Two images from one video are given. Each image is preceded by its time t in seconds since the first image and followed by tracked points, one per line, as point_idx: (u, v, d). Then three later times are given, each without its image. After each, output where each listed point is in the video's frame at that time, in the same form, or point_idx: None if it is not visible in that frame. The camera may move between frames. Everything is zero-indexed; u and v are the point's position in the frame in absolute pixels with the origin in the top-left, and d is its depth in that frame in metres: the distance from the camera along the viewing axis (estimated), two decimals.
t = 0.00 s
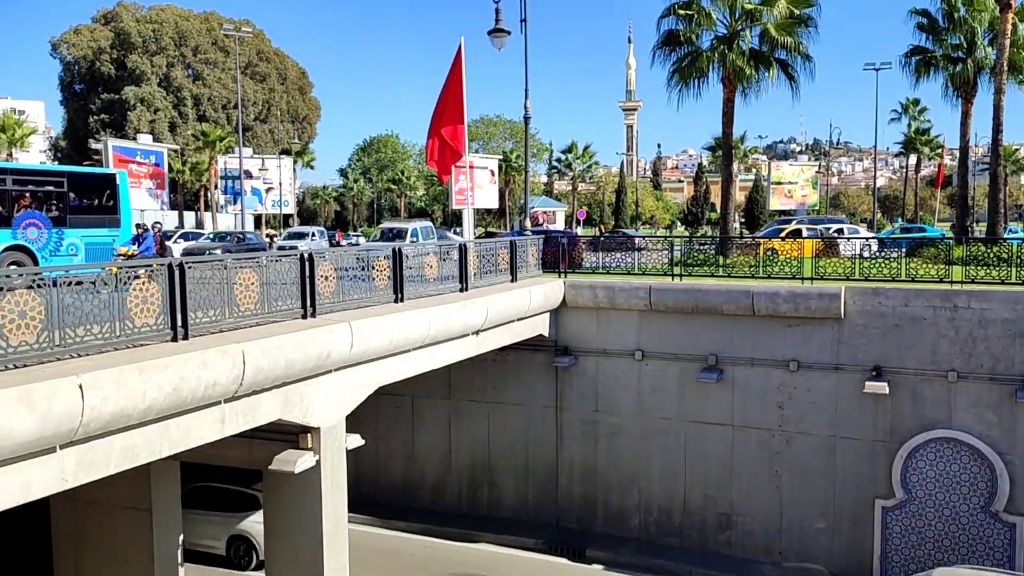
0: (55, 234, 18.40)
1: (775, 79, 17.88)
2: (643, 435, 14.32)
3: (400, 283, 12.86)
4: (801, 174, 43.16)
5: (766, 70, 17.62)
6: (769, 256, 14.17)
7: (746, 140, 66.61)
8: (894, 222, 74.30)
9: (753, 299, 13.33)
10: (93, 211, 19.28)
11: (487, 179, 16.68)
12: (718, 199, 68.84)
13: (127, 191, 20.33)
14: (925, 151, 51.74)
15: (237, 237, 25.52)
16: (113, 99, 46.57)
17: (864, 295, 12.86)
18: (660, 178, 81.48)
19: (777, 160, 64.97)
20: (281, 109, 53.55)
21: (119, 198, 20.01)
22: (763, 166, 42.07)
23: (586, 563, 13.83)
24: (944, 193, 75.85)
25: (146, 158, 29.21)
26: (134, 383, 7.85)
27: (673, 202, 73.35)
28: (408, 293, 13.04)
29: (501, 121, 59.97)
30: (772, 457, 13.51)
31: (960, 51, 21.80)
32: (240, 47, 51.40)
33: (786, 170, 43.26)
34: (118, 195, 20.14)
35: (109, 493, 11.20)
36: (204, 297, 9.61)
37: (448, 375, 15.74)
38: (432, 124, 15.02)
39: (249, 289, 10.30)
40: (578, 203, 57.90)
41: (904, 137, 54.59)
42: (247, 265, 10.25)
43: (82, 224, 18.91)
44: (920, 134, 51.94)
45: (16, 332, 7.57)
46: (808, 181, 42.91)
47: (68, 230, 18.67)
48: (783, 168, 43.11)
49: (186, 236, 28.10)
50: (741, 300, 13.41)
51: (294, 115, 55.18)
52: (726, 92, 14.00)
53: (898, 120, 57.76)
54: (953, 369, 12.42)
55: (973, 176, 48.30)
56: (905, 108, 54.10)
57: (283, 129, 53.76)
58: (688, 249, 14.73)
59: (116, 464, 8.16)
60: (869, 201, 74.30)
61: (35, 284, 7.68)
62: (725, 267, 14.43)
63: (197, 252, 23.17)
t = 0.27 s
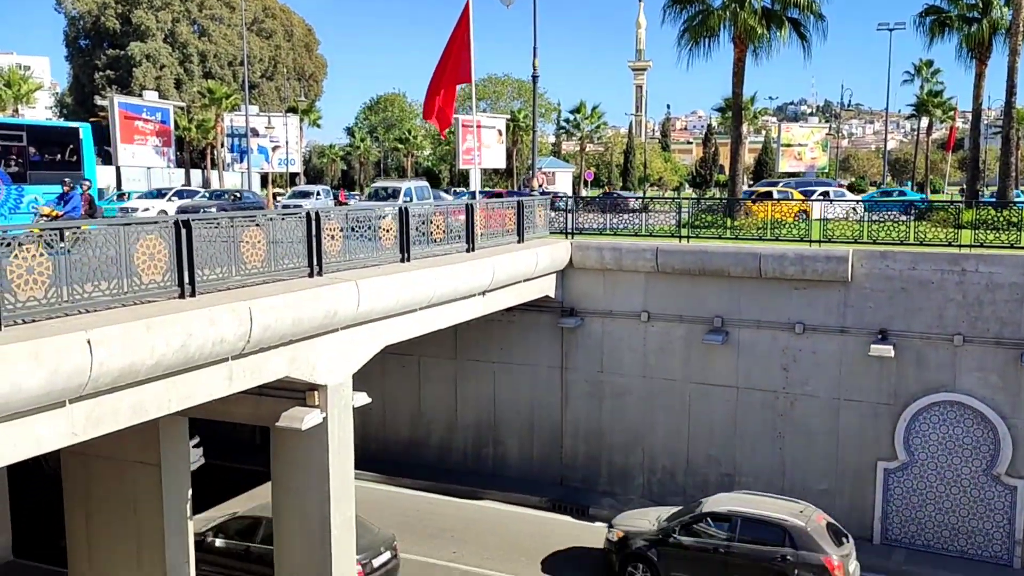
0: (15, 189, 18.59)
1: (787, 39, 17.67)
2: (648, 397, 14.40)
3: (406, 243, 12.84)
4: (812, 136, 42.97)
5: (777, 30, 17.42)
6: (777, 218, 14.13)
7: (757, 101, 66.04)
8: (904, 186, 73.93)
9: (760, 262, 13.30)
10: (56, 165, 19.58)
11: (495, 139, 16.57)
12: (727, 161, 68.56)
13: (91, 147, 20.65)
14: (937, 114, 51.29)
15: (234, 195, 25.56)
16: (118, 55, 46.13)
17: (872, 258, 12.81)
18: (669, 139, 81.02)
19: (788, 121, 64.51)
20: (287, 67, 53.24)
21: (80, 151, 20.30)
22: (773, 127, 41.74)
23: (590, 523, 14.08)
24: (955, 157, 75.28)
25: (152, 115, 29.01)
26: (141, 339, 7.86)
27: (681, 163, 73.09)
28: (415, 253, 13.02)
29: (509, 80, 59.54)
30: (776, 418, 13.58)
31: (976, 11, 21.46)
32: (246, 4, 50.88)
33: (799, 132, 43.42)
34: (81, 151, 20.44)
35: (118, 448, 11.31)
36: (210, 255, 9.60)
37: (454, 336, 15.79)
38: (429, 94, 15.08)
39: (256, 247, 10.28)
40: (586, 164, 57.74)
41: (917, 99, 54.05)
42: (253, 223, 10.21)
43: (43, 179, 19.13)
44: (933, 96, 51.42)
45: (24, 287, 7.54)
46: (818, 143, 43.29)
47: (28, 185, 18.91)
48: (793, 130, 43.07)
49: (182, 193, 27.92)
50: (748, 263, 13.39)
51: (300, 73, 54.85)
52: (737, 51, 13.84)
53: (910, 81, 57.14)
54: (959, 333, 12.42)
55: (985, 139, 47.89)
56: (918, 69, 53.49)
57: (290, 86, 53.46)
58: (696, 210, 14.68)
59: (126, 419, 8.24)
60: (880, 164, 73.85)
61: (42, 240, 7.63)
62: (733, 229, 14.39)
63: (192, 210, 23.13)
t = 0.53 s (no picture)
0: None
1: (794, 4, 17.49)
2: (650, 364, 14.46)
3: (410, 209, 12.81)
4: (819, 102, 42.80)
5: None
6: (782, 186, 14.13)
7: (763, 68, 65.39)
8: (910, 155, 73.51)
9: (764, 230, 13.26)
10: (10, 129, 15.78)
11: (499, 104, 16.34)
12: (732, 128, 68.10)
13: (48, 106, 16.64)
14: (945, 81, 50.86)
15: (224, 159, 25.13)
16: (120, 18, 45.77)
17: (876, 227, 12.78)
18: (674, 106, 80.41)
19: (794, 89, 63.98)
20: (290, 31, 52.77)
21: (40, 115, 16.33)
22: (779, 93, 41.36)
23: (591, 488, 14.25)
24: (962, 126, 74.74)
25: (154, 79, 28.85)
26: (145, 303, 7.87)
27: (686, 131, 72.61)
28: (418, 219, 13.00)
29: (514, 45, 59.00)
30: (777, 386, 13.63)
31: None
32: None
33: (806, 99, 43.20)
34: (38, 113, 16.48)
35: (122, 411, 11.38)
36: (212, 219, 9.59)
37: (456, 303, 15.82)
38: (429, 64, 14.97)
39: (258, 212, 10.26)
40: (590, 130, 57.43)
41: (925, 66, 53.53)
42: (256, 188, 10.17)
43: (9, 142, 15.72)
44: (942, 62, 50.91)
45: (28, 251, 7.57)
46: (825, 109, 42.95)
47: None
48: (800, 96, 42.89)
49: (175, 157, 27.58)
50: (752, 231, 13.34)
51: (303, 38, 54.30)
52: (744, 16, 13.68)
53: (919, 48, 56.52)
54: (962, 302, 12.42)
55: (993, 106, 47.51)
56: (927, 36, 52.90)
57: (293, 50, 53.06)
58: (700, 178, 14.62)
59: (130, 382, 8.29)
60: (886, 132, 73.47)
61: (45, 204, 7.63)
62: (737, 197, 14.39)
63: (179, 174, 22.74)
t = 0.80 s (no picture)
0: None
1: None
2: (649, 339, 14.49)
3: (410, 182, 12.77)
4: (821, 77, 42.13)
5: None
6: (783, 160, 14.07)
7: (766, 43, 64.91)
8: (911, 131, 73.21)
9: (765, 205, 13.23)
10: None
11: (499, 78, 16.21)
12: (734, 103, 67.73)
13: None
14: (948, 56, 50.54)
15: (211, 131, 24.80)
16: None
17: (877, 202, 12.75)
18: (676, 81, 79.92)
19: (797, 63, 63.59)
20: (289, 4, 52.36)
21: None
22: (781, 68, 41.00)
23: (590, 462, 14.34)
24: (965, 102, 74.36)
25: (154, 51, 28.75)
26: (145, 275, 7.86)
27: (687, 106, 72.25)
28: (419, 193, 12.96)
29: (515, 18, 58.55)
30: (777, 361, 13.67)
31: None
32: None
33: (808, 74, 42.57)
34: None
35: (123, 383, 11.41)
36: (212, 191, 9.56)
37: (457, 277, 15.83)
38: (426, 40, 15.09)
39: (258, 185, 10.23)
40: (591, 105, 57.18)
41: (930, 41, 53.15)
42: (256, 161, 10.13)
43: None
44: (946, 37, 50.53)
45: (28, 224, 7.56)
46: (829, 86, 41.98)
47: None
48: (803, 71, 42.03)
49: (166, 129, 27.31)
50: (753, 206, 13.31)
51: (303, 10, 53.84)
52: None
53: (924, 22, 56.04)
54: (962, 278, 12.41)
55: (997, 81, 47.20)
56: (932, 10, 52.47)
57: (292, 23, 52.71)
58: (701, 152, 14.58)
59: (131, 354, 8.31)
60: (887, 107, 73.12)
61: (44, 176, 7.60)
62: (738, 171, 14.40)
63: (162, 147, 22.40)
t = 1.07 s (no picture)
0: None
1: None
2: (643, 320, 14.52)
3: (404, 163, 12.71)
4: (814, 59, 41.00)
5: None
6: (778, 141, 14.03)
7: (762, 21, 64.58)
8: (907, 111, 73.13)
9: (759, 186, 13.21)
10: None
11: (494, 58, 16.15)
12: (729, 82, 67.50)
13: None
14: (944, 36, 50.37)
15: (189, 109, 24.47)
16: None
17: (871, 183, 12.73)
18: (671, 60, 79.57)
19: (792, 42, 63.33)
20: None
21: None
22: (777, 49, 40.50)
23: (584, 443, 14.40)
24: (961, 81, 74.23)
25: (144, 30, 28.36)
26: (138, 257, 7.83)
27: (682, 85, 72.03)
28: (412, 173, 12.90)
29: None
30: (770, 342, 13.71)
31: None
32: None
33: (802, 56, 41.16)
34: None
35: (117, 364, 11.39)
36: (205, 172, 9.51)
37: (451, 258, 15.81)
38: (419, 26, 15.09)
39: (250, 165, 10.17)
40: (586, 84, 56.93)
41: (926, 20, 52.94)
42: (248, 141, 10.06)
43: None
44: (942, 16, 50.35)
45: (19, 205, 7.49)
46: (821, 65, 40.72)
47: None
48: (797, 52, 40.95)
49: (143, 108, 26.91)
50: (747, 187, 13.29)
51: None
52: None
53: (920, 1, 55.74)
54: (955, 259, 12.44)
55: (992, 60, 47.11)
56: None
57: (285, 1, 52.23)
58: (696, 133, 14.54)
59: (124, 336, 8.29)
60: (883, 88, 73.00)
61: (34, 157, 7.54)
62: (733, 152, 14.39)
63: (136, 128, 22.02)
